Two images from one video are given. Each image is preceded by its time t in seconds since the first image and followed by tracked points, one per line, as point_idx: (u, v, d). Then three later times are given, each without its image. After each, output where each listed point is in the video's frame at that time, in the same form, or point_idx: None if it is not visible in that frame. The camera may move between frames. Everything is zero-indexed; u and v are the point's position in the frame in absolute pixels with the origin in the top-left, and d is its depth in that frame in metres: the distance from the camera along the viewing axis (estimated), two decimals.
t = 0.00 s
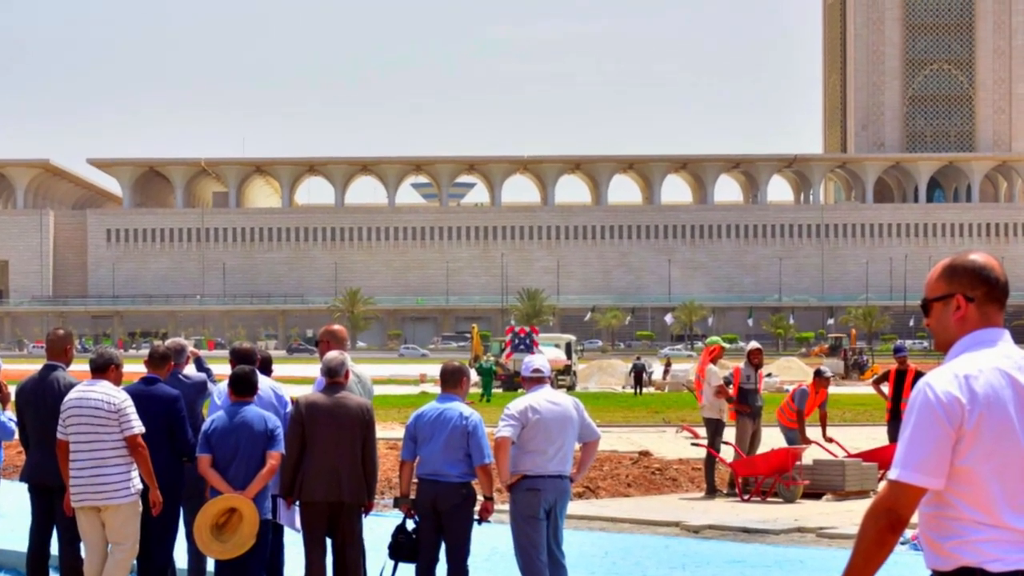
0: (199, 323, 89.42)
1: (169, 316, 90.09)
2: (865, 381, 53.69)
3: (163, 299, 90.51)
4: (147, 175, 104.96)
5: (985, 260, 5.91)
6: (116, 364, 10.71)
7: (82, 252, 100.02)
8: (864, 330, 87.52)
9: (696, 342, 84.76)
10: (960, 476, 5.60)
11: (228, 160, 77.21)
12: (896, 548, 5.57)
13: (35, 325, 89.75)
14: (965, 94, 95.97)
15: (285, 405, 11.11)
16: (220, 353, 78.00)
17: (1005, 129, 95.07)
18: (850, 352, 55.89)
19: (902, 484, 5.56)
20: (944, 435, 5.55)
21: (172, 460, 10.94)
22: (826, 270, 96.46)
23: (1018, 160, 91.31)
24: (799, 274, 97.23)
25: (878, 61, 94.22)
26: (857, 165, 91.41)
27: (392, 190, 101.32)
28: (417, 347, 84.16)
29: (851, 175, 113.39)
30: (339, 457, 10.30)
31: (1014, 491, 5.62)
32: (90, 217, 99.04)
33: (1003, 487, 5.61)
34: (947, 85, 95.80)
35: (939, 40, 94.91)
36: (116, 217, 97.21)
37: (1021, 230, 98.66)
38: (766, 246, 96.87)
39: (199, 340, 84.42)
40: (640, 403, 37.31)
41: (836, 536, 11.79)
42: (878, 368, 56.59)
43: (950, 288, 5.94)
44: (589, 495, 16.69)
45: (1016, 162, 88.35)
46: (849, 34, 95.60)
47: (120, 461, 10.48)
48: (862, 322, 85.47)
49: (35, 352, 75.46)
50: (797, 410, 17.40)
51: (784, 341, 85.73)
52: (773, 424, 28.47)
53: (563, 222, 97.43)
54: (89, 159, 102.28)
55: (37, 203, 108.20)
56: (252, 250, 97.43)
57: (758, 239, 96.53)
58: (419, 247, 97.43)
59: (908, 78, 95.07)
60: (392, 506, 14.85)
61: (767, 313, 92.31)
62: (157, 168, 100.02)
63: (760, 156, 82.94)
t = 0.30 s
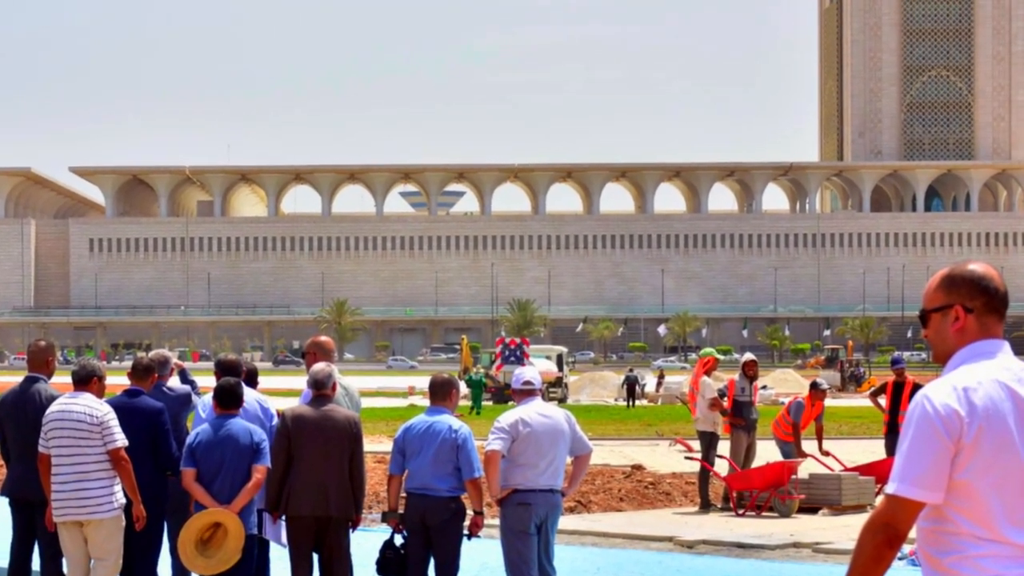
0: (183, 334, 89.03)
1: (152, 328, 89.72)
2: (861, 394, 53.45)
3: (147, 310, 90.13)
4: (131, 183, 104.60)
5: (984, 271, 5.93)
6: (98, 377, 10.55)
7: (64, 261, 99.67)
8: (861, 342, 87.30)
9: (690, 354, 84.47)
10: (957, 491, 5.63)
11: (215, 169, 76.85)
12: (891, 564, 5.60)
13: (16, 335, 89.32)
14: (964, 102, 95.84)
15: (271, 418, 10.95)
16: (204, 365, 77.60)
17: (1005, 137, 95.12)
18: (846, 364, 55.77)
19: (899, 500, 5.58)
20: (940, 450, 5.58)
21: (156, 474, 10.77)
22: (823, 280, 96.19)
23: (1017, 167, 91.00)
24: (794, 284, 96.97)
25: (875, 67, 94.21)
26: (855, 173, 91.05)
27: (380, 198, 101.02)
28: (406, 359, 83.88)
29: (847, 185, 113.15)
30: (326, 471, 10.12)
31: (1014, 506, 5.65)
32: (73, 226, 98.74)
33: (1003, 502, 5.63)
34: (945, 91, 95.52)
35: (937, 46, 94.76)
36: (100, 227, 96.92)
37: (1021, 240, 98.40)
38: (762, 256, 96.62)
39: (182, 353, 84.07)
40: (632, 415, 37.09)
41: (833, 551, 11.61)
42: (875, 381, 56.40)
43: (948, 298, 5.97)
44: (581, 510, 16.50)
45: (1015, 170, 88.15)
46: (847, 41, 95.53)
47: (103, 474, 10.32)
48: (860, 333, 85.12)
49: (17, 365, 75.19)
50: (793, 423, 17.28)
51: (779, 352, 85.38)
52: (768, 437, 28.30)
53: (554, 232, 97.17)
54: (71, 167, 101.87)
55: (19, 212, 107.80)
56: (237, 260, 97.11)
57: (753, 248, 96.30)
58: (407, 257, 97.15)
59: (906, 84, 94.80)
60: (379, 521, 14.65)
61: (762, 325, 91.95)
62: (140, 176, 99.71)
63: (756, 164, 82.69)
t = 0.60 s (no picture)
0: (167, 346, 88.69)
1: (135, 339, 89.36)
2: (859, 407, 53.21)
3: (130, 321, 89.80)
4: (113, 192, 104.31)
5: (983, 281, 6.02)
6: (80, 390, 10.43)
7: (46, 271, 99.37)
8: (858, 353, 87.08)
9: (683, 367, 84.19)
10: (956, 506, 5.72)
11: (202, 179, 76.47)
12: None
13: None
14: (963, 108, 95.65)
15: (257, 431, 10.84)
16: (188, 377, 77.23)
17: (1004, 145, 94.95)
18: (843, 377, 55.65)
19: (897, 514, 5.68)
20: (940, 465, 5.66)
21: (138, 488, 10.66)
22: (819, 290, 96.03)
23: (1017, 175, 90.83)
24: (790, 294, 96.81)
25: (872, 73, 94.05)
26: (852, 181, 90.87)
27: (367, 208, 100.76)
28: (394, 371, 83.56)
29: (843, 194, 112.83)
30: (312, 485, 9.99)
31: (1013, 521, 5.76)
32: (53, 235, 98.51)
33: (1000, 516, 5.74)
34: (944, 98, 95.43)
35: (936, 52, 94.65)
36: (81, 236, 96.70)
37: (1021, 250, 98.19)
38: (757, 266, 96.48)
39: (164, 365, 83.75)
40: (625, 428, 36.92)
41: (828, 567, 11.46)
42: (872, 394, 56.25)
43: (947, 309, 6.06)
44: (573, 525, 16.35)
45: (1014, 179, 87.95)
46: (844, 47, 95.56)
47: (85, 489, 10.19)
48: (857, 345, 84.85)
49: None
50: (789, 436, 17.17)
51: (775, 365, 85.11)
52: (762, 450, 28.11)
53: (545, 241, 96.95)
54: (52, 176, 101.55)
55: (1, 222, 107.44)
56: (221, 271, 96.83)
57: (747, 258, 96.14)
58: (394, 267, 96.91)
59: (903, 91, 94.74)
60: (367, 537, 14.45)
61: (757, 336, 91.60)
62: (123, 185, 99.47)
63: (752, 173, 82.44)
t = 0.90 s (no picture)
0: (150, 358, 88.34)
1: (117, 351, 88.96)
2: (855, 420, 52.97)
3: (112, 333, 89.45)
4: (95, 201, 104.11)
5: (982, 292, 5.92)
6: (62, 402, 10.34)
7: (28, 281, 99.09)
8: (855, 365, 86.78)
9: (677, 380, 83.85)
10: (955, 520, 5.59)
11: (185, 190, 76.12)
12: None
13: None
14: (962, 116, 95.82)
15: (241, 445, 10.75)
16: (171, 390, 76.84)
17: (1004, 153, 94.88)
18: (841, 390, 55.48)
19: (894, 530, 5.56)
20: (940, 478, 5.52)
21: (121, 504, 10.58)
22: (815, 302, 95.84)
23: (1016, 184, 90.63)
24: (785, 306, 96.64)
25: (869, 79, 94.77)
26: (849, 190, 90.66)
27: (355, 217, 100.53)
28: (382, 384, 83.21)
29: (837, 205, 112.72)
30: (300, 499, 9.90)
31: (1013, 537, 5.62)
32: (33, 245, 98.32)
33: (1001, 533, 5.61)
34: (942, 106, 95.33)
35: (934, 58, 94.95)
36: (62, 246, 96.53)
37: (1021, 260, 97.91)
38: (751, 277, 96.28)
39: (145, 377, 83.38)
40: (617, 442, 36.69)
41: None
42: (868, 407, 56.03)
43: (946, 321, 5.94)
44: (565, 541, 16.14)
45: (1013, 188, 87.87)
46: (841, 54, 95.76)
47: (67, 504, 10.04)
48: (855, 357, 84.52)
49: None
50: (785, 450, 17.05)
51: (770, 377, 84.82)
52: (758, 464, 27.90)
53: (536, 251, 96.76)
54: (33, 185, 101.24)
55: None
56: (205, 282, 96.61)
57: (742, 269, 95.97)
58: (382, 277, 96.70)
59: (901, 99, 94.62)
60: (354, 553, 14.24)
61: (752, 348, 91.21)
62: (105, 195, 99.26)
63: (747, 181, 82.23)
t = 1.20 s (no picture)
0: (132, 370, 87.87)
1: (99, 364, 88.56)
2: (851, 435, 52.79)
3: (94, 346, 89.08)
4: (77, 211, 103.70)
5: (982, 303, 6.15)
6: (43, 416, 10.61)
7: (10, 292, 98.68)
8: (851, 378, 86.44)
9: (670, 392, 83.52)
10: (954, 536, 5.86)
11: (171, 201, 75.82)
12: None
13: None
14: (960, 124, 95.66)
15: (225, 460, 10.93)
16: (154, 404, 76.51)
17: (1003, 161, 95.00)
18: (835, 403, 55.43)
19: (893, 544, 5.82)
20: (939, 494, 5.79)
21: (103, 520, 10.89)
22: (811, 313, 95.65)
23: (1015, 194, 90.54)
24: (782, 318, 96.41)
25: (865, 86, 94.85)
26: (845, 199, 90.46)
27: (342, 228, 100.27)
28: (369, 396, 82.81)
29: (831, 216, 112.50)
30: (284, 517, 10.07)
31: (1012, 551, 5.88)
32: (15, 256, 97.97)
33: (1000, 549, 5.87)
34: (941, 114, 95.27)
35: (932, 65, 94.85)
36: (44, 257, 96.28)
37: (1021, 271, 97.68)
38: (745, 289, 96.08)
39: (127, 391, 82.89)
40: (608, 457, 36.53)
41: None
42: (865, 421, 56.02)
43: (946, 335, 6.18)
44: (556, 556, 15.99)
45: (1012, 198, 87.77)
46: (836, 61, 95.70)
47: (48, 519, 10.27)
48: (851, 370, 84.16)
49: None
50: (780, 465, 16.98)
51: (765, 390, 84.50)
52: (753, 480, 27.82)
53: (527, 262, 96.55)
54: (14, 195, 100.85)
55: None
56: (188, 293, 96.33)
57: (736, 279, 95.80)
58: (368, 288, 96.44)
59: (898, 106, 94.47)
60: (341, 569, 14.04)
61: (746, 360, 90.89)
62: (87, 204, 98.94)
63: (741, 190, 82.09)
